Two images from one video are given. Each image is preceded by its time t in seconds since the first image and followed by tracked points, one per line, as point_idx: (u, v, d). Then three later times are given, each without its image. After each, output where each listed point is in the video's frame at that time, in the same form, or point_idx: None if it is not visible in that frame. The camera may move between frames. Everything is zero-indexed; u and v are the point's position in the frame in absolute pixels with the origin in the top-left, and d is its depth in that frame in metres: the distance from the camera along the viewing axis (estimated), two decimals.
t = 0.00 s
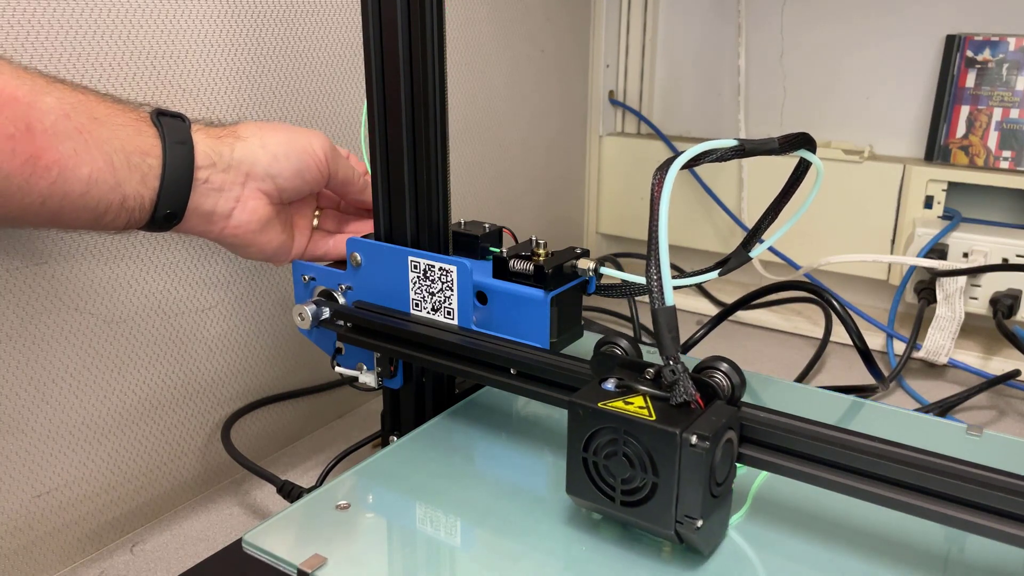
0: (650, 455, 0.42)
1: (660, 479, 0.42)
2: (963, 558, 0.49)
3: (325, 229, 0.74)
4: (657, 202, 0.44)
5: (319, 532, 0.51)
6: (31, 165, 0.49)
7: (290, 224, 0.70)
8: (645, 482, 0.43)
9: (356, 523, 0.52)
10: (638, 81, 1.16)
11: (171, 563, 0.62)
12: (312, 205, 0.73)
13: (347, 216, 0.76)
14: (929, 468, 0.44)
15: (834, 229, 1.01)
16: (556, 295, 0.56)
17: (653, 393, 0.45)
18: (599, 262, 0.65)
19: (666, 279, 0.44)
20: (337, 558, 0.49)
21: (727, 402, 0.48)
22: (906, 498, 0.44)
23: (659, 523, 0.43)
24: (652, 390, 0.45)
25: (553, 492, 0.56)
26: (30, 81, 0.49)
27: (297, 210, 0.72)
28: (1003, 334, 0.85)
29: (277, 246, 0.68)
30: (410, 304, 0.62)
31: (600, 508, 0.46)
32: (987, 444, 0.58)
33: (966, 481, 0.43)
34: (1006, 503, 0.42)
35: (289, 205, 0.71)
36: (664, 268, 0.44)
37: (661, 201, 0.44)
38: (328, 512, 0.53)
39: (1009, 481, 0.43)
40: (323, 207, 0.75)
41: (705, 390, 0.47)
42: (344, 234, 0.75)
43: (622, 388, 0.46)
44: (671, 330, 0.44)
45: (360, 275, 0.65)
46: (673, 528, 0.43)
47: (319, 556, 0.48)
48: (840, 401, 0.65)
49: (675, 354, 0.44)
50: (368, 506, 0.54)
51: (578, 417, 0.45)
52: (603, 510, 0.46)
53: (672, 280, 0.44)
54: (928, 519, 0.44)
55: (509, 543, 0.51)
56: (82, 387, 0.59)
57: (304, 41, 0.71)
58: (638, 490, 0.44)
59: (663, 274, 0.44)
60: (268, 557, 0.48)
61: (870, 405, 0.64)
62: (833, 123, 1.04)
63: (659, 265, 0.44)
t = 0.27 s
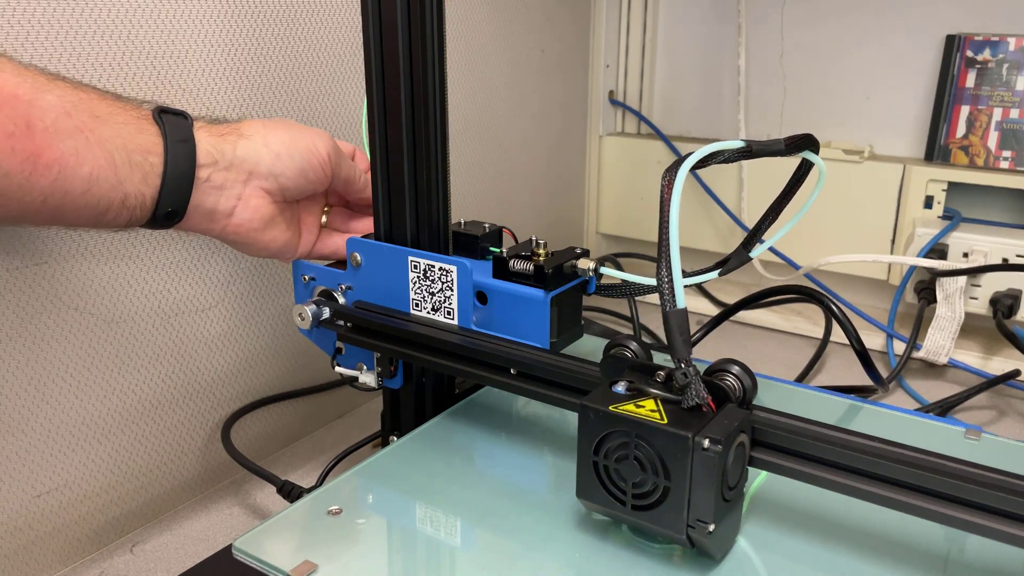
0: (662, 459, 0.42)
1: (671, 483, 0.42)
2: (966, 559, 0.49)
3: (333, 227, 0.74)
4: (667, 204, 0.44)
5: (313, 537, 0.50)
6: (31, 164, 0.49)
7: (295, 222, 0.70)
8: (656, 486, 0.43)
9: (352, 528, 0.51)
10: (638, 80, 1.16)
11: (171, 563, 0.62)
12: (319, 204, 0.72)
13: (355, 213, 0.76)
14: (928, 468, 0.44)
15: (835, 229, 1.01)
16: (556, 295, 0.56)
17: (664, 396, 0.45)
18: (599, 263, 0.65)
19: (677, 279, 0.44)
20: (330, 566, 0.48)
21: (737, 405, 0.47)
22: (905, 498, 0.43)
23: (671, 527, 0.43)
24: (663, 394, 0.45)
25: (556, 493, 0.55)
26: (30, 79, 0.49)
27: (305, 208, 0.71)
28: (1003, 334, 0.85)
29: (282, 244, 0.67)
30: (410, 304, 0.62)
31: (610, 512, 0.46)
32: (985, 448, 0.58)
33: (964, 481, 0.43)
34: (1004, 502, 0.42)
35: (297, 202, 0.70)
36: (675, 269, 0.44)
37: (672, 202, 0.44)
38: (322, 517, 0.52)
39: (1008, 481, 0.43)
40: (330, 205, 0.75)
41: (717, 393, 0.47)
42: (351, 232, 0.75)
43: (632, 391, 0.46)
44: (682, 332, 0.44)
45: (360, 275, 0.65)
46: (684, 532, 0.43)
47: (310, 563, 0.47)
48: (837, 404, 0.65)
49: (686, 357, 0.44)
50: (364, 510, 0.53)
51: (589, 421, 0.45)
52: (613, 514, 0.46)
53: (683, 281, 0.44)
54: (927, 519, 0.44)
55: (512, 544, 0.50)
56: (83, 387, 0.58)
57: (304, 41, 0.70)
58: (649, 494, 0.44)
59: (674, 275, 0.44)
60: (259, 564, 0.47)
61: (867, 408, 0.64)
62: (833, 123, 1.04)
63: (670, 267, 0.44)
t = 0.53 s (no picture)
0: (663, 459, 0.42)
1: (672, 484, 0.42)
2: (966, 559, 0.49)
3: (333, 229, 0.74)
4: (667, 205, 0.44)
5: (314, 536, 0.50)
6: (30, 163, 0.48)
7: (293, 224, 0.70)
8: (657, 486, 0.43)
9: (352, 528, 0.51)
10: (638, 80, 1.16)
11: (171, 563, 0.62)
12: (319, 207, 0.72)
13: (354, 216, 0.76)
14: (929, 468, 0.44)
15: (835, 229, 1.01)
16: (556, 295, 0.56)
17: (665, 396, 0.45)
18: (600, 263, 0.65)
19: (677, 279, 0.44)
20: (331, 563, 0.48)
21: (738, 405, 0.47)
22: (905, 498, 0.43)
23: (672, 528, 0.43)
24: (664, 394, 0.45)
25: (556, 493, 0.55)
26: (28, 78, 0.49)
27: (305, 211, 0.71)
28: (1003, 334, 0.85)
29: (280, 243, 0.67)
30: (410, 304, 0.62)
31: (611, 513, 0.46)
32: (986, 446, 0.58)
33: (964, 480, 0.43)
34: (1003, 502, 0.42)
35: (296, 205, 0.71)
36: (676, 270, 0.44)
37: (671, 203, 0.44)
38: (323, 516, 0.52)
39: (1009, 480, 0.43)
40: (330, 208, 0.75)
41: (718, 394, 0.47)
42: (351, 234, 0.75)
43: (633, 392, 0.46)
44: (683, 332, 0.44)
45: (360, 275, 0.65)
46: (686, 532, 0.43)
47: (314, 560, 0.47)
48: (838, 403, 0.65)
49: (688, 358, 0.45)
50: (365, 508, 0.54)
51: (590, 421, 0.45)
52: (613, 515, 0.46)
53: (684, 282, 0.44)
54: (927, 519, 0.44)
55: (513, 544, 0.50)
56: (83, 387, 0.58)
57: (304, 41, 0.70)
58: (650, 495, 0.44)
59: (675, 276, 0.44)
60: (262, 561, 0.47)
61: (869, 406, 0.64)
62: (833, 123, 1.04)
63: (671, 269, 0.44)
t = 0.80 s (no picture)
0: (653, 456, 0.42)
1: (662, 480, 0.42)
2: (963, 559, 0.49)
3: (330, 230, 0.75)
4: (659, 203, 0.44)
5: (311, 537, 0.50)
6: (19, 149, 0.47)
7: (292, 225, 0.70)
8: (647, 483, 0.43)
9: (352, 527, 0.52)
10: (638, 81, 1.16)
11: (170, 563, 0.62)
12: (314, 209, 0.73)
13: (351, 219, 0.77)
14: (929, 468, 0.44)
15: (835, 228, 1.01)
16: (556, 295, 0.56)
17: (655, 393, 0.45)
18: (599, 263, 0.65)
19: (667, 278, 0.44)
20: (331, 564, 0.48)
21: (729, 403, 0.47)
22: (904, 497, 0.43)
23: (663, 524, 0.43)
24: (655, 391, 0.45)
25: (554, 493, 0.56)
26: (20, 75, 0.49)
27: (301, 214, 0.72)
28: (1003, 334, 0.85)
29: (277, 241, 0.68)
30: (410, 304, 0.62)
31: (603, 510, 0.46)
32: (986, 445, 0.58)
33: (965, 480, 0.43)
34: (1004, 502, 0.42)
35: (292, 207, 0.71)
36: (667, 268, 0.44)
37: (665, 201, 0.44)
38: (324, 517, 0.52)
39: (1008, 480, 0.43)
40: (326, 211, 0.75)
41: (708, 392, 0.47)
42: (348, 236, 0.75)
43: (624, 389, 0.46)
44: (673, 330, 0.44)
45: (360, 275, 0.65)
46: (676, 529, 0.43)
47: (314, 561, 0.47)
48: (838, 403, 0.65)
49: (678, 355, 0.44)
50: (365, 508, 0.54)
51: (581, 418, 0.45)
52: (606, 512, 0.46)
53: (675, 281, 0.45)
54: (926, 519, 0.44)
55: (509, 543, 0.51)
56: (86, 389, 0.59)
57: (304, 41, 0.71)
58: (641, 492, 0.44)
59: (664, 274, 0.45)
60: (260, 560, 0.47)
61: (869, 405, 0.64)
62: (832, 124, 1.04)
63: (662, 265, 0.45)
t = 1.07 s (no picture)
0: (659, 458, 0.42)
1: (669, 482, 0.42)
2: (965, 559, 0.49)
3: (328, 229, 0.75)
4: (665, 204, 0.44)
5: (307, 537, 0.50)
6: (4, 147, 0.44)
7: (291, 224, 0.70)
8: (654, 485, 0.43)
9: (350, 528, 0.51)
10: (638, 81, 1.16)
11: (170, 563, 0.62)
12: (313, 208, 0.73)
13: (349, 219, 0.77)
14: (930, 469, 0.44)
15: (835, 228, 1.01)
16: (556, 295, 0.56)
17: (661, 395, 0.45)
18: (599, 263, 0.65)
19: (673, 278, 0.44)
20: (327, 566, 0.48)
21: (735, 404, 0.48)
22: (906, 498, 0.43)
23: (669, 526, 0.43)
24: (661, 393, 0.45)
25: (555, 493, 0.56)
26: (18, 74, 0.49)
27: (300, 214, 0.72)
28: (1003, 334, 0.85)
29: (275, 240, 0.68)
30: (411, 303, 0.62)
31: (609, 511, 0.46)
32: (986, 448, 0.58)
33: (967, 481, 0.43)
34: (1007, 503, 0.42)
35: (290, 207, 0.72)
36: (673, 269, 0.44)
37: (670, 202, 0.44)
38: (320, 517, 0.52)
39: (1011, 481, 0.43)
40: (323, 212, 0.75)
41: (715, 393, 0.47)
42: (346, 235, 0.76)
43: (630, 391, 0.46)
44: (679, 330, 0.44)
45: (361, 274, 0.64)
46: (682, 531, 0.43)
47: (309, 563, 0.47)
48: (838, 404, 0.65)
49: (684, 356, 0.44)
50: (364, 509, 0.54)
51: (587, 420, 0.45)
52: (611, 514, 0.46)
53: (681, 281, 0.45)
54: (928, 520, 0.44)
55: (511, 543, 0.51)
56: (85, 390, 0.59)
57: (305, 41, 0.70)
58: (647, 493, 0.44)
59: (670, 274, 0.44)
60: (254, 563, 0.47)
61: (869, 408, 0.64)
62: (832, 124, 1.04)
63: (669, 269, 0.44)
